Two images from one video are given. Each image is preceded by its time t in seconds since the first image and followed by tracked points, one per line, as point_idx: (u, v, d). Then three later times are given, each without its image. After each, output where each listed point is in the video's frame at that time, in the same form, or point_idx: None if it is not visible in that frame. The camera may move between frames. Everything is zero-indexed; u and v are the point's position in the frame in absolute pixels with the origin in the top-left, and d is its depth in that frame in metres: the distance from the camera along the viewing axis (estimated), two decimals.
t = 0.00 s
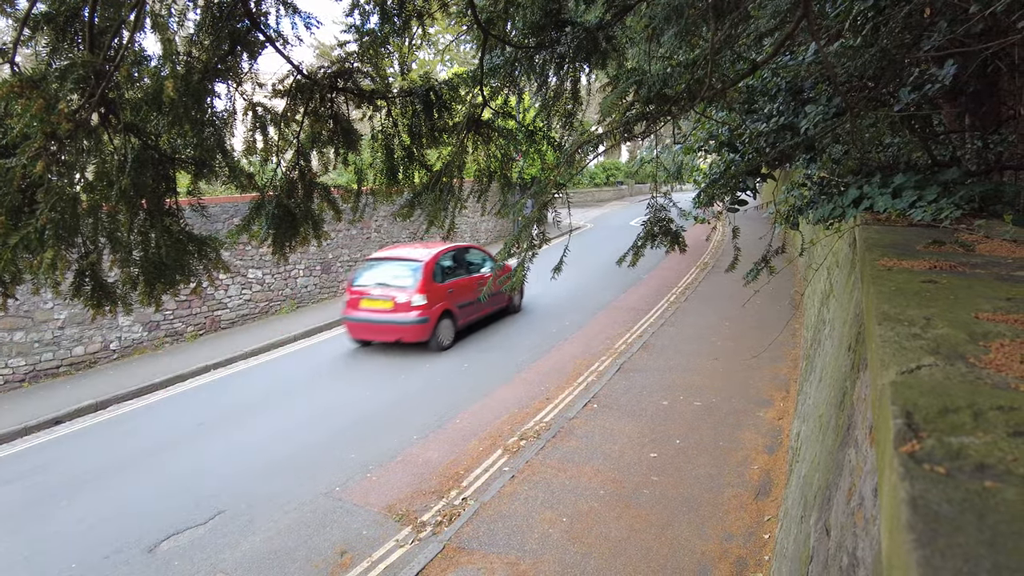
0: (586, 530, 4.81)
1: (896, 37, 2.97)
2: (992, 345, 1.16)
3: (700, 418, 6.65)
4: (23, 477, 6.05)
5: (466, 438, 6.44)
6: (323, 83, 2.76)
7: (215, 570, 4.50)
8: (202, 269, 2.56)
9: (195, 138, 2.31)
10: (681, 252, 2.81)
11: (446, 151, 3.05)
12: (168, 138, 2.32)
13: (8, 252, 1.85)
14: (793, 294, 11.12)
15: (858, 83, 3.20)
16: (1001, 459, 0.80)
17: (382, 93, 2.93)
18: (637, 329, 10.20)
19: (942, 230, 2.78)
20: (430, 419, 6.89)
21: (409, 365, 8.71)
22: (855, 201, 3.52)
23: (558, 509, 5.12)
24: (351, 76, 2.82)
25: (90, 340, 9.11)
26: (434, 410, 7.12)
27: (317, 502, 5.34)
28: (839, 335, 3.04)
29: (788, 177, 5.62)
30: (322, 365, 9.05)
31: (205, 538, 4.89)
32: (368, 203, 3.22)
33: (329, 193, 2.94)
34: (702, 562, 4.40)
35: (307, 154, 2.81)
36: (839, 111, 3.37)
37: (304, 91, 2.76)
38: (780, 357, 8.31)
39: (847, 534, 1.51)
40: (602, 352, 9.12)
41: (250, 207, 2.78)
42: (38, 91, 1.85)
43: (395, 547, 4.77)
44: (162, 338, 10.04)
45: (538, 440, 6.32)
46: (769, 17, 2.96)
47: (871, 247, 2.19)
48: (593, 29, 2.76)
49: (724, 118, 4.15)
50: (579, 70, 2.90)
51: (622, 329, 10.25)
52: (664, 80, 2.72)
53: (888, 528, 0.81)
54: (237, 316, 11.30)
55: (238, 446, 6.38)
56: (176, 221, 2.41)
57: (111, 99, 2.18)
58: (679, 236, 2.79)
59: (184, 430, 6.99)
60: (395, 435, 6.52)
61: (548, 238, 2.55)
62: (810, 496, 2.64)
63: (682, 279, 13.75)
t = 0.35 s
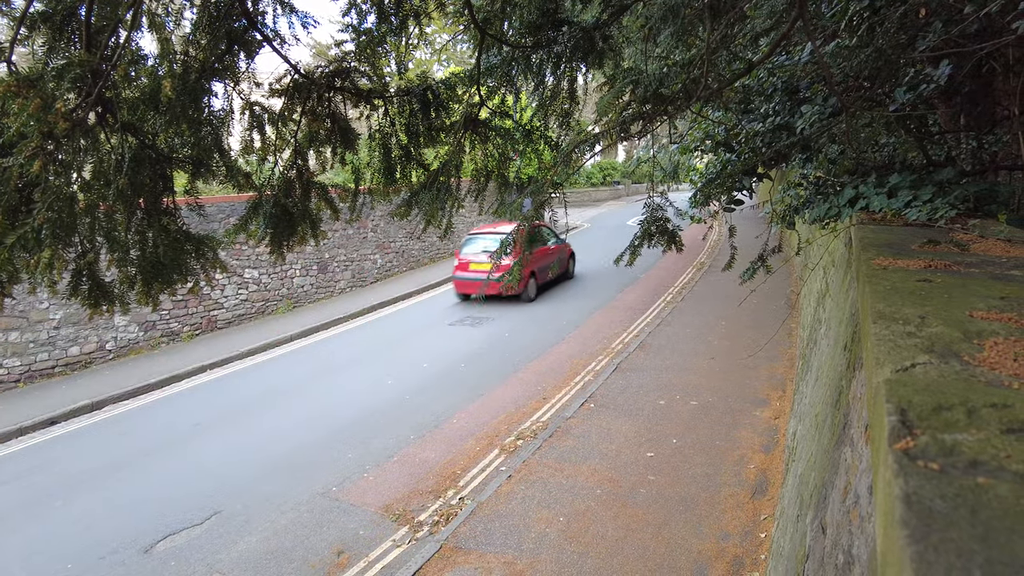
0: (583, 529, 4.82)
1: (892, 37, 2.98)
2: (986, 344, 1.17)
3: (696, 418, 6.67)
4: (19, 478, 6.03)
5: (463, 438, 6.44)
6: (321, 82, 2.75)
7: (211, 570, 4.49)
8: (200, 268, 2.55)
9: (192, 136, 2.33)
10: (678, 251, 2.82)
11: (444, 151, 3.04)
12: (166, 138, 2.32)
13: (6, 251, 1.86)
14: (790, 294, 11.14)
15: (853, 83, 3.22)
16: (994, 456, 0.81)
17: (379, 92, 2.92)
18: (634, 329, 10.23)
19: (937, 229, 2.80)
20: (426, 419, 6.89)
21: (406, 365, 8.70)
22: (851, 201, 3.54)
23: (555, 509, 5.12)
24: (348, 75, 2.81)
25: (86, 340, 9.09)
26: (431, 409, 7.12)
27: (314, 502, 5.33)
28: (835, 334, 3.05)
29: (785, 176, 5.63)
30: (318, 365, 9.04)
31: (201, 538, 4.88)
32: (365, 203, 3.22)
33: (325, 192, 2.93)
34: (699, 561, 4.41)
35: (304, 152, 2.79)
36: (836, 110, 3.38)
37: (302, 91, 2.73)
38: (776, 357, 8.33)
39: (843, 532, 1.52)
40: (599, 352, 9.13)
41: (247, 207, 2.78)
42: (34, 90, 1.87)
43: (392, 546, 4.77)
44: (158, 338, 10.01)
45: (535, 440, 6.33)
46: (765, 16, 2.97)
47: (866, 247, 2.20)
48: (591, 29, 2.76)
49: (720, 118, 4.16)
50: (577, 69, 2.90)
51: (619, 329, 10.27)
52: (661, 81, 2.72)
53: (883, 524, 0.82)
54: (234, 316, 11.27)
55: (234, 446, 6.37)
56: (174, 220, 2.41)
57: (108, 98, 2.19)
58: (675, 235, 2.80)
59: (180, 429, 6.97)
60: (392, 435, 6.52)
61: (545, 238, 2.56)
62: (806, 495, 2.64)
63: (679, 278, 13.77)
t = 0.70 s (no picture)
0: (581, 529, 4.82)
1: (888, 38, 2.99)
2: (981, 344, 1.18)
3: (693, 417, 6.68)
4: (16, 478, 6.02)
5: (461, 438, 6.44)
6: (319, 82, 2.76)
7: (208, 571, 4.49)
8: (199, 269, 2.55)
9: (191, 137, 2.31)
10: (676, 252, 2.83)
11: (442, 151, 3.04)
12: (166, 138, 2.31)
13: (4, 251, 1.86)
14: (787, 294, 11.16)
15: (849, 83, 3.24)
16: (989, 456, 0.82)
17: (378, 92, 2.92)
18: (632, 328, 10.24)
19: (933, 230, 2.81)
20: (424, 419, 6.89)
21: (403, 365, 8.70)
22: (848, 201, 3.55)
23: (553, 508, 5.13)
24: (346, 76, 2.81)
25: (83, 340, 9.07)
26: (428, 409, 7.12)
27: (312, 502, 5.33)
28: (832, 334, 3.05)
29: (783, 176, 5.65)
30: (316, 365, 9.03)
31: (199, 538, 4.88)
32: (363, 203, 3.22)
33: (324, 192, 2.93)
34: (696, 561, 4.42)
35: (302, 152, 2.79)
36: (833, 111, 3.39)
37: (299, 90, 2.74)
38: (773, 356, 8.36)
39: (840, 531, 1.52)
40: (597, 352, 9.14)
41: (245, 207, 2.78)
42: (33, 90, 1.85)
43: (390, 547, 4.77)
44: (156, 339, 10.00)
45: (533, 440, 6.33)
46: (763, 17, 2.98)
47: (863, 247, 2.21)
48: (589, 29, 2.77)
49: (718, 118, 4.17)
50: (575, 69, 2.91)
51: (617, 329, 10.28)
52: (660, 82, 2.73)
53: (880, 523, 0.83)
54: (231, 316, 11.25)
55: (232, 446, 6.37)
56: (173, 220, 2.41)
57: (106, 98, 2.19)
58: (673, 235, 2.81)
59: (177, 429, 6.96)
60: (390, 435, 6.52)
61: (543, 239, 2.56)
62: (803, 495, 2.66)
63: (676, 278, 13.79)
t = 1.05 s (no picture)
0: (580, 530, 4.84)
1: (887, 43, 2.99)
2: (974, 353, 1.19)
3: (693, 418, 6.71)
4: (16, 478, 6.04)
5: (461, 438, 6.46)
6: (319, 86, 2.76)
7: (209, 571, 4.50)
8: (199, 273, 2.57)
9: (191, 141, 2.33)
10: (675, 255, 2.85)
11: (442, 155, 3.06)
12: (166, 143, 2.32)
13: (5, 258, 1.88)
14: (787, 294, 11.18)
15: (849, 87, 3.24)
16: (977, 469, 0.83)
17: (378, 97, 2.94)
18: (631, 329, 10.27)
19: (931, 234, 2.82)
20: (424, 420, 6.90)
21: (403, 365, 8.72)
22: (847, 204, 3.57)
23: (553, 509, 5.14)
24: (346, 81, 2.83)
25: (83, 341, 9.08)
26: (428, 410, 7.13)
27: (312, 502, 5.35)
28: (830, 337, 3.07)
29: (781, 178, 5.67)
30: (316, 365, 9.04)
31: (199, 539, 4.89)
32: (364, 205, 3.23)
33: (325, 196, 2.94)
34: (696, 561, 4.43)
35: (302, 157, 2.80)
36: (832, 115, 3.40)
37: (298, 95, 2.75)
38: (773, 357, 8.38)
39: (837, 535, 1.54)
40: (597, 353, 9.15)
41: (245, 210, 2.79)
42: (37, 99, 1.92)
43: (390, 547, 4.78)
44: (155, 339, 10.01)
45: (533, 440, 6.35)
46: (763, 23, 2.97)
47: (860, 252, 2.23)
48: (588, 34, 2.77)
49: (717, 121, 4.18)
50: (574, 73, 2.92)
51: (616, 329, 10.30)
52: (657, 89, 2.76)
53: (872, 535, 0.84)
54: (231, 316, 11.27)
55: (233, 447, 6.38)
56: (173, 224, 2.42)
57: (107, 104, 2.19)
58: (672, 239, 2.83)
59: (177, 430, 6.97)
60: (390, 436, 6.54)
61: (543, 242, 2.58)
62: (801, 496, 2.67)
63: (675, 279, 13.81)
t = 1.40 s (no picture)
0: (583, 530, 4.89)
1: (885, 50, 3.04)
2: (965, 361, 1.25)
3: (694, 419, 6.75)
4: (23, 478, 6.09)
5: (464, 439, 6.51)
6: (329, 95, 2.83)
7: (214, 571, 4.55)
8: (210, 278, 2.61)
9: (204, 151, 2.39)
10: (676, 259, 2.91)
11: (449, 160, 3.09)
12: (183, 153, 2.39)
13: (34, 267, 2.04)
14: (787, 296, 11.24)
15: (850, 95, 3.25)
16: (962, 471, 0.89)
17: (384, 105, 2.98)
18: (633, 330, 10.32)
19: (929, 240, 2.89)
20: (427, 420, 6.96)
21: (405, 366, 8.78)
22: (847, 208, 3.64)
23: (556, 509, 5.20)
24: (355, 89, 2.88)
25: (86, 341, 9.14)
26: (431, 411, 7.18)
27: (317, 502, 5.40)
28: (830, 340, 3.12)
29: (781, 182, 5.73)
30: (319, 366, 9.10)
31: (205, 539, 4.95)
32: (371, 211, 3.29)
33: (333, 202, 2.98)
34: (697, 561, 4.48)
35: (313, 164, 2.85)
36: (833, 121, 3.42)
37: (308, 102, 2.83)
38: (774, 359, 8.41)
39: (835, 535, 1.59)
40: (598, 354, 9.20)
41: (255, 216, 2.84)
42: (65, 114, 1.98)
43: (394, 547, 4.84)
44: (159, 340, 10.06)
45: (535, 441, 6.40)
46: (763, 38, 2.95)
47: (859, 259, 2.28)
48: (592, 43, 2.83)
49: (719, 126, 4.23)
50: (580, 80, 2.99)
51: (618, 330, 10.35)
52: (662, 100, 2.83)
53: (864, 533, 0.90)
54: (234, 317, 11.32)
55: (237, 448, 6.44)
56: (187, 231, 2.49)
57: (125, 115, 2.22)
58: (675, 244, 2.89)
59: (182, 431, 7.02)
60: (393, 436, 6.59)
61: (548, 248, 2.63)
62: (802, 497, 2.72)
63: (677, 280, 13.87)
